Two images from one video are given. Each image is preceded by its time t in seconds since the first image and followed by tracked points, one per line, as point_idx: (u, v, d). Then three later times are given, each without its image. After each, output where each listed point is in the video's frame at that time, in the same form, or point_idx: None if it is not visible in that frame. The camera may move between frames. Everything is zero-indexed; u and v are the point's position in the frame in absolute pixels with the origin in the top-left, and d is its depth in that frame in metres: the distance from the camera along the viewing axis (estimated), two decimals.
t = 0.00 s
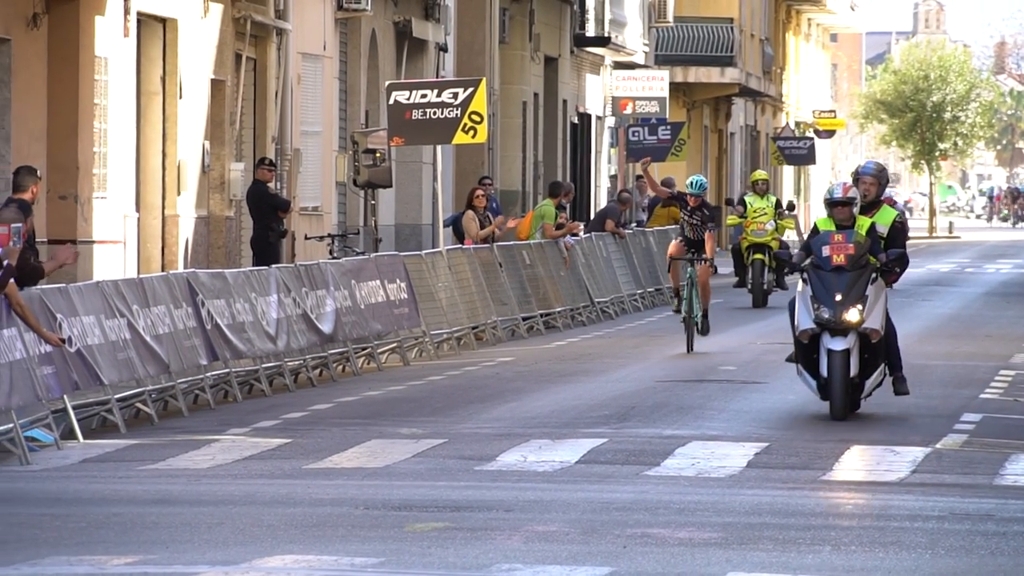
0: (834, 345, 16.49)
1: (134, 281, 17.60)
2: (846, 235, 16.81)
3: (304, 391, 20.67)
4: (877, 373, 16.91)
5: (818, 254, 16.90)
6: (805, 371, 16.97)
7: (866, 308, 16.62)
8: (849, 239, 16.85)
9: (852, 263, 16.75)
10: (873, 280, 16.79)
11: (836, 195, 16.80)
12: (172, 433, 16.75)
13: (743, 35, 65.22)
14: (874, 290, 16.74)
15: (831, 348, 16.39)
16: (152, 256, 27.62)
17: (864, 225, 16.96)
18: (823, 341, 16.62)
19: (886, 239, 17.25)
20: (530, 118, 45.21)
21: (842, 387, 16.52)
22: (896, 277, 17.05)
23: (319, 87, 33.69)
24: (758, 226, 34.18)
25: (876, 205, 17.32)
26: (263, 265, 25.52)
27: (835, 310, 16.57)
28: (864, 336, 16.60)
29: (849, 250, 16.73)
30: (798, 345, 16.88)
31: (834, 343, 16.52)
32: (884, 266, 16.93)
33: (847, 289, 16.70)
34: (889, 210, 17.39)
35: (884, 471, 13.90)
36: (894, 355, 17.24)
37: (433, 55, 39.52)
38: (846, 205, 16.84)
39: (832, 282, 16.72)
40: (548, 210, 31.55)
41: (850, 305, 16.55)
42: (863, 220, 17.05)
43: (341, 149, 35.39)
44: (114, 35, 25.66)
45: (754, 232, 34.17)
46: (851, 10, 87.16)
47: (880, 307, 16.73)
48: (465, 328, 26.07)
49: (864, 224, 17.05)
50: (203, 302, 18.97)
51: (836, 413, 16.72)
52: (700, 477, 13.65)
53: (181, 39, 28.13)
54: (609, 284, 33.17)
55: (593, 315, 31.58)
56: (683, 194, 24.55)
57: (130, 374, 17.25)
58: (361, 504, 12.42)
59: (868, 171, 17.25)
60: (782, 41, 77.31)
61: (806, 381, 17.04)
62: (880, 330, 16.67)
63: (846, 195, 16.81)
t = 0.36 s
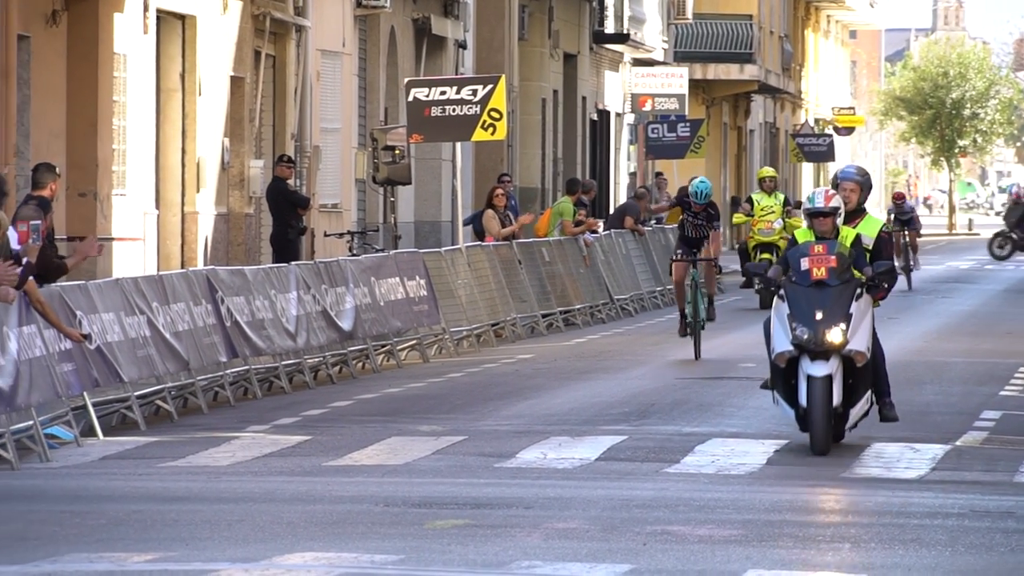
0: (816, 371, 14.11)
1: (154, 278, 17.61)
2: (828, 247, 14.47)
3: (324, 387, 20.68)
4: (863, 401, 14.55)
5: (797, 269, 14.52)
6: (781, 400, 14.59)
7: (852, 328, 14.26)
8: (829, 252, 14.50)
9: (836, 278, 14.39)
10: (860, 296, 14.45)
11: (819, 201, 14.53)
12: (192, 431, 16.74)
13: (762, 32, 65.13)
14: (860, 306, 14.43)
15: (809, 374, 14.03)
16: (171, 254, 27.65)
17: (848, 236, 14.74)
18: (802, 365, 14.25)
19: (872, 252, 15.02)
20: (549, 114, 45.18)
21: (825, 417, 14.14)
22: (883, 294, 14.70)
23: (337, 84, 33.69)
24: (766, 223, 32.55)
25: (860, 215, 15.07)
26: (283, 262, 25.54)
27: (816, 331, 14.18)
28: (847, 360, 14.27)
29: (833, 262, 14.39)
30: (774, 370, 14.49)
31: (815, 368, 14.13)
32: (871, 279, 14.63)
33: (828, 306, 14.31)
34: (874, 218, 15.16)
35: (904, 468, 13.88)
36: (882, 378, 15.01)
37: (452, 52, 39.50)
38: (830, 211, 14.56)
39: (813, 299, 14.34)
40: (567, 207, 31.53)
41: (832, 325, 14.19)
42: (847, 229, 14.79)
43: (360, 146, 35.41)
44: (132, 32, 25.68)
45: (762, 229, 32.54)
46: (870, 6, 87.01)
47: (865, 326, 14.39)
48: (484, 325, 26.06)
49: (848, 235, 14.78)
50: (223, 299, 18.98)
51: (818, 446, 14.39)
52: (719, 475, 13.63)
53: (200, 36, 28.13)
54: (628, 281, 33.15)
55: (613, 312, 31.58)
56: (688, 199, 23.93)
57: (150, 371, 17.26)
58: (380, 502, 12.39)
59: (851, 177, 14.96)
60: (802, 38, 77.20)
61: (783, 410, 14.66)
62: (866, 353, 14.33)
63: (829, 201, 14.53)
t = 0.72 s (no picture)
0: (792, 400, 12.01)
1: (179, 279, 17.63)
2: (807, 266, 12.47)
3: (349, 388, 20.69)
4: (849, 439, 12.37)
5: (770, 290, 12.53)
6: (755, 439, 12.44)
7: (833, 354, 12.18)
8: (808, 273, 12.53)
9: (817, 298, 12.36)
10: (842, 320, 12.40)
11: (798, 214, 12.58)
12: (217, 431, 16.76)
13: (788, 33, 65.07)
14: (844, 330, 12.35)
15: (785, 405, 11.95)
16: (197, 254, 27.69)
17: (831, 255, 12.79)
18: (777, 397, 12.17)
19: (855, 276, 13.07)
20: (575, 115, 45.17)
21: (800, 452, 12.02)
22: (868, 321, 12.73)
23: (363, 85, 33.72)
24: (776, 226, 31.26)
25: (842, 233, 13.22)
26: (309, 262, 25.55)
27: (791, 355, 12.10)
28: (828, 392, 12.16)
29: (812, 282, 12.39)
30: (745, 404, 12.37)
31: (791, 397, 12.04)
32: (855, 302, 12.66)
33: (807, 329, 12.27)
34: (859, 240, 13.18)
35: (928, 469, 13.85)
36: (868, 416, 12.96)
37: (478, 53, 39.52)
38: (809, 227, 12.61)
39: (788, 323, 12.29)
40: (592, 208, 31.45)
41: (811, 349, 12.11)
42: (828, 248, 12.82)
43: (386, 147, 35.46)
44: (158, 33, 25.70)
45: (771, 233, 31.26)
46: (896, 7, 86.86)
47: (850, 352, 12.30)
48: (510, 326, 26.05)
49: (830, 255, 12.81)
50: (248, 300, 19.00)
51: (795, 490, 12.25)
52: (744, 476, 13.61)
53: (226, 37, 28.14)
54: (654, 282, 33.14)
55: (638, 313, 31.57)
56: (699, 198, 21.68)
57: (175, 372, 17.27)
58: (405, 503, 12.40)
59: (829, 192, 13.23)
60: (828, 39, 77.09)
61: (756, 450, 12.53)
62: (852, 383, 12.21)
63: (810, 214, 12.59)
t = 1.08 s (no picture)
0: (753, 434, 9.87)
1: (204, 279, 17.65)
2: (771, 268, 10.28)
3: (374, 388, 20.69)
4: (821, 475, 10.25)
5: (728, 297, 10.33)
6: (711, 474, 10.31)
7: (802, 376, 10.02)
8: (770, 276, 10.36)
9: (782, 308, 10.17)
10: (815, 333, 10.22)
11: (760, 204, 10.43)
12: (241, 432, 16.76)
13: (813, 33, 64.99)
14: (815, 346, 10.18)
15: (744, 440, 9.87)
16: (222, 255, 27.70)
17: (800, 252, 10.63)
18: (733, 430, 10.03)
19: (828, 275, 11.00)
20: (601, 116, 45.17)
21: (762, 498, 9.88)
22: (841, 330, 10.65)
23: (388, 86, 33.75)
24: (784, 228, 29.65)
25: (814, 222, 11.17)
26: (334, 263, 25.56)
27: (752, 380, 9.93)
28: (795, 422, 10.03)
29: (777, 288, 10.21)
30: (698, 433, 10.26)
31: (752, 431, 9.89)
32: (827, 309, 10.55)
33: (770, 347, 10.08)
34: (836, 233, 11.00)
35: (954, 470, 13.81)
36: (841, 440, 10.83)
37: (503, 53, 39.53)
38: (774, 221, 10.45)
39: (747, 339, 10.11)
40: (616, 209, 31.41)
41: (776, 371, 9.95)
42: (798, 246, 10.64)
43: (410, 147, 35.48)
44: (183, 33, 25.74)
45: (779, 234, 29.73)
46: (921, 7, 86.74)
47: (821, 375, 10.14)
48: (535, 326, 26.04)
49: (800, 252, 10.63)
50: (274, 300, 19.01)
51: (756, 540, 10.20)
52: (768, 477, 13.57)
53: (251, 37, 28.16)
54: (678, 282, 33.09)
55: (663, 314, 31.56)
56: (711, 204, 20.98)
57: (200, 372, 17.28)
58: (430, 503, 12.40)
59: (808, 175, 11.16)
60: (853, 39, 77.00)
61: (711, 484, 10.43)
62: (823, 410, 10.08)
63: (774, 205, 10.42)
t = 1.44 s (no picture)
0: (699, 469, 7.85)
1: (235, 280, 17.68)
2: (727, 281, 8.30)
3: (405, 389, 20.68)
4: (780, 527, 8.19)
5: (674, 313, 8.33)
6: (648, 519, 8.25)
7: (760, 405, 8.01)
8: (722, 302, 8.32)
9: (738, 325, 8.17)
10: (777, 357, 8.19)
11: (714, 215, 8.36)
12: (271, 433, 16.77)
13: (844, 34, 64.92)
14: (777, 373, 8.16)
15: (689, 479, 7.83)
16: (253, 256, 27.73)
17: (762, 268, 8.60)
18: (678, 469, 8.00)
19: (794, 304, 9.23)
20: (631, 117, 45.15)
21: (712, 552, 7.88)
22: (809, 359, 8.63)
23: (419, 87, 33.77)
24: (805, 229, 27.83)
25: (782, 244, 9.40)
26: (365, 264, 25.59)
27: (700, 408, 7.90)
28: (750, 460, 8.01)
29: (733, 302, 8.21)
30: (637, 470, 8.20)
31: (700, 464, 7.86)
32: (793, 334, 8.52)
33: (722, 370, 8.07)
34: (798, 244, 9.43)
35: (985, 471, 13.77)
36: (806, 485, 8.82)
37: (533, 54, 39.57)
38: (731, 233, 8.40)
39: (693, 361, 8.10)
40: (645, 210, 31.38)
41: (728, 399, 7.94)
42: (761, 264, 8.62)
43: (441, 149, 35.51)
44: (214, 34, 25.78)
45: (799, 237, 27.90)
46: (953, 8, 86.59)
47: (784, 406, 8.11)
48: (565, 327, 26.03)
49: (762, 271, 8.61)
50: (305, 301, 19.04)
51: None
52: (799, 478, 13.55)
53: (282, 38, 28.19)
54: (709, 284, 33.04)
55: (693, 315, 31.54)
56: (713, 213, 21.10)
57: (231, 373, 17.29)
58: (460, 503, 12.42)
59: (775, 189, 9.37)
60: (884, 40, 76.87)
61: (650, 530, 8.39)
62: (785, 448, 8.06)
63: (730, 215, 8.37)
